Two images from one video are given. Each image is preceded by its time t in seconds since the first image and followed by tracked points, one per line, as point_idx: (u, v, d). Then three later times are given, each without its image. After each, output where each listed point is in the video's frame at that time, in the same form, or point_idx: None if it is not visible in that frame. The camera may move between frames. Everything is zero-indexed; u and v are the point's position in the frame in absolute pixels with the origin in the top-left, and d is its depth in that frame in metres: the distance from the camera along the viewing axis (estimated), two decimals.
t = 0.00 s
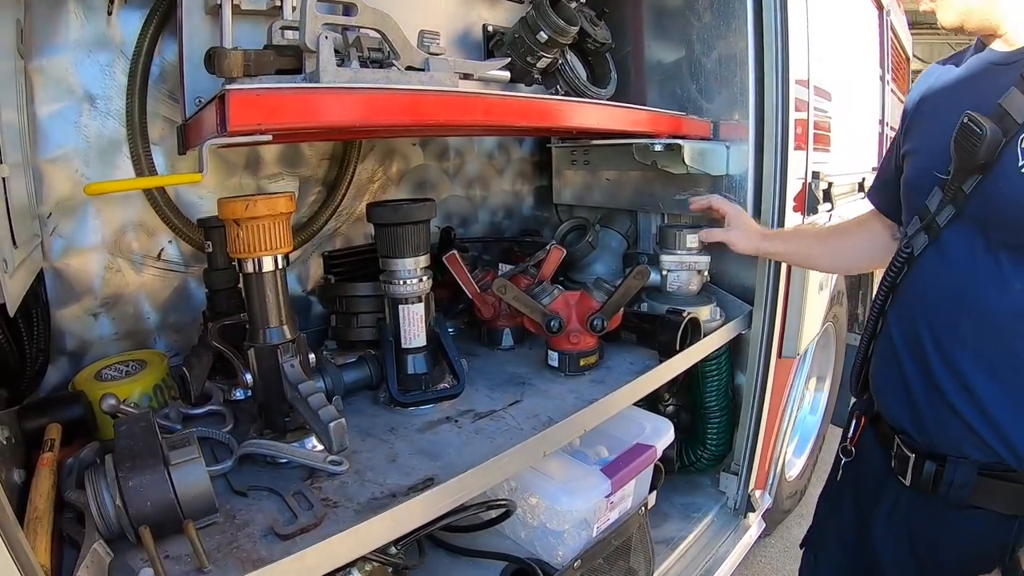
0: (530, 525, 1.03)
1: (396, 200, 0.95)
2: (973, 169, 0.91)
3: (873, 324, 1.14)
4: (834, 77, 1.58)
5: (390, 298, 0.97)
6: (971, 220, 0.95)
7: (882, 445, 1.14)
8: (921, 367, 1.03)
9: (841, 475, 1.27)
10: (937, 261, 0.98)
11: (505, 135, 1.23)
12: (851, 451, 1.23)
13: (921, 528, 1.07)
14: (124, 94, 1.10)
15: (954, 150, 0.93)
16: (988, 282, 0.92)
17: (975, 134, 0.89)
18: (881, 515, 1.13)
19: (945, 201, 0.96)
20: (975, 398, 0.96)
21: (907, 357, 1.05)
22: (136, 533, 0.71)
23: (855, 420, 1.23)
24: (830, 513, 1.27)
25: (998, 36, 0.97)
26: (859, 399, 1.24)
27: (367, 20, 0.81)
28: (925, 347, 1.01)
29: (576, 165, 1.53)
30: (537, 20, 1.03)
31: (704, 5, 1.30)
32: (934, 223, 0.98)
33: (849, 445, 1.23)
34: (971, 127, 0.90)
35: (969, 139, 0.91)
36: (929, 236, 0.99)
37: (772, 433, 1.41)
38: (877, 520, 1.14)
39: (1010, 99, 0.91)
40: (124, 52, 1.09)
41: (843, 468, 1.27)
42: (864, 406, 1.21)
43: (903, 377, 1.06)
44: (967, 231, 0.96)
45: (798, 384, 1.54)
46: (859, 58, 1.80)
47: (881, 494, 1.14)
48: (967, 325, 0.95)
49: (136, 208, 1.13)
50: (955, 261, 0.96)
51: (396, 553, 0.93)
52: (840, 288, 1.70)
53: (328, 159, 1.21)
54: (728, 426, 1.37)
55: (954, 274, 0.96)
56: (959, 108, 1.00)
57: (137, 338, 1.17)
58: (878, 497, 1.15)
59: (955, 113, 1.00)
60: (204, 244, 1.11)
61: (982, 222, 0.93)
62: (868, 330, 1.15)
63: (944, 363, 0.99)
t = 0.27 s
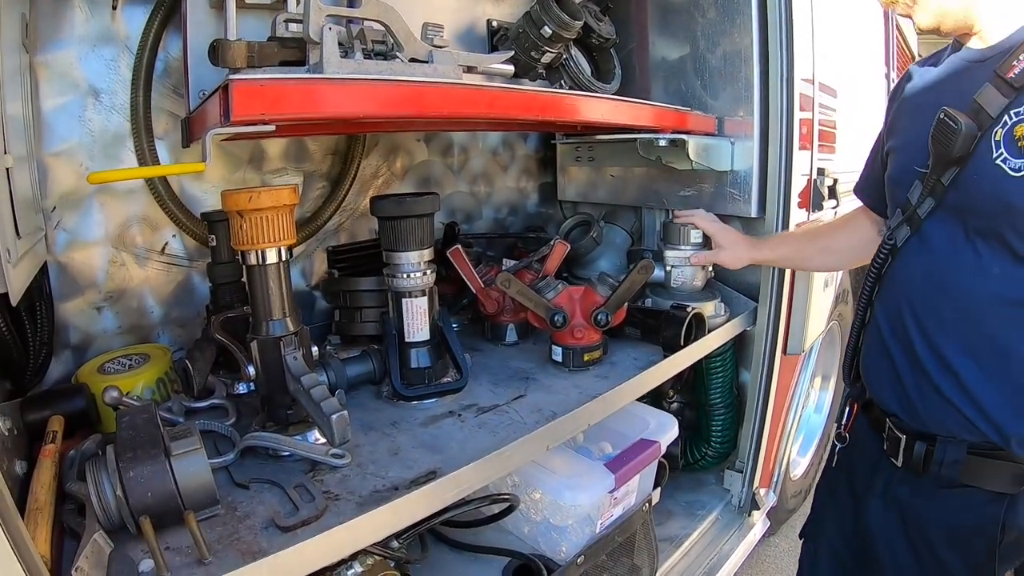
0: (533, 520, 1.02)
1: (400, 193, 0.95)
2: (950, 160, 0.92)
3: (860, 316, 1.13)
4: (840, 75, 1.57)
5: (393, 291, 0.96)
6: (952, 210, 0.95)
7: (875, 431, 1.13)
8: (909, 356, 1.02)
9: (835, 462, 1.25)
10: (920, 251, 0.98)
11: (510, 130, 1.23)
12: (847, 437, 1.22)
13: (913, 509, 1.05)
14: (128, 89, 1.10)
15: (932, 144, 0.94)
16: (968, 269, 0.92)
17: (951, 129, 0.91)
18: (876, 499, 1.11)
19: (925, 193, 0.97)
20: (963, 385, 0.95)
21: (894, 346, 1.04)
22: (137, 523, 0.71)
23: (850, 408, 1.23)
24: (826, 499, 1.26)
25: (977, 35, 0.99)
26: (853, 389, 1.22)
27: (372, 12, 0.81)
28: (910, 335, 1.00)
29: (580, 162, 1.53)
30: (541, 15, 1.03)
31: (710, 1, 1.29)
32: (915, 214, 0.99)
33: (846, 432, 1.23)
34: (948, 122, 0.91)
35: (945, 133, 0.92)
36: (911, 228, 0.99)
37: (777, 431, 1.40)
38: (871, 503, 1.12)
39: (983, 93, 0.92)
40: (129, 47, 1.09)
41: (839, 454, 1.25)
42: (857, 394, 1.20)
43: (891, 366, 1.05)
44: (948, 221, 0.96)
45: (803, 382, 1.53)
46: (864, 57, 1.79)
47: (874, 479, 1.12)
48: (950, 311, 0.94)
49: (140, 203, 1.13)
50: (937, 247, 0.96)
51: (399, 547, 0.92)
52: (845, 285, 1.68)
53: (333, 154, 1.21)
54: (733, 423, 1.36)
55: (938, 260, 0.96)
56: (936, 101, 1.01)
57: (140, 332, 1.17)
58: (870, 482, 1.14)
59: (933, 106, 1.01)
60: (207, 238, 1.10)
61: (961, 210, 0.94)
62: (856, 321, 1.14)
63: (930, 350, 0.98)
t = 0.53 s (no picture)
0: (536, 517, 1.02)
1: (406, 189, 0.95)
2: (954, 160, 0.92)
3: (868, 312, 1.13)
4: (845, 75, 1.57)
5: (398, 287, 0.96)
6: (955, 209, 0.95)
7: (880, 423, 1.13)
8: (914, 352, 1.01)
9: (842, 455, 1.25)
10: (924, 248, 0.98)
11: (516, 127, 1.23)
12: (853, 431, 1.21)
13: (917, 501, 1.05)
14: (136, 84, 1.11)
15: (937, 143, 0.94)
16: (972, 266, 0.92)
17: (956, 130, 0.91)
18: (879, 490, 1.11)
19: (930, 191, 0.97)
20: (967, 381, 0.94)
21: (900, 342, 1.03)
22: (140, 515, 0.72)
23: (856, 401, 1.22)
24: (833, 490, 1.25)
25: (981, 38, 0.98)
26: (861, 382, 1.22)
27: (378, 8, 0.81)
28: (915, 331, 1.00)
29: (586, 161, 1.53)
30: (548, 12, 1.03)
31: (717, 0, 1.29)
32: (920, 211, 0.99)
33: (853, 425, 1.22)
34: (953, 122, 0.91)
35: (949, 133, 0.92)
36: (916, 226, 0.99)
37: (780, 431, 1.40)
38: (874, 495, 1.12)
39: (987, 95, 0.92)
40: (136, 43, 1.09)
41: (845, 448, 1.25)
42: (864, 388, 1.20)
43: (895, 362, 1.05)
44: (952, 219, 0.96)
45: (807, 383, 1.52)
46: (869, 58, 1.79)
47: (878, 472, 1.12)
48: (954, 308, 0.94)
49: (146, 197, 1.14)
50: (941, 244, 0.96)
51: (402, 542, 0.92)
52: (850, 286, 1.68)
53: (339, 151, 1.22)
54: (736, 422, 1.36)
55: (942, 257, 0.96)
56: (943, 101, 1.00)
57: (145, 326, 1.18)
58: (875, 474, 1.13)
59: (940, 105, 1.00)
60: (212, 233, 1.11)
61: (965, 209, 0.93)
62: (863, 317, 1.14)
63: (934, 347, 0.98)
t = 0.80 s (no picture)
0: (525, 523, 1.02)
1: (397, 194, 0.95)
2: (966, 170, 0.89)
3: (880, 325, 1.10)
4: (845, 81, 1.55)
5: (388, 291, 0.96)
6: (968, 219, 0.92)
7: (900, 434, 1.09)
8: (936, 364, 0.97)
9: (857, 468, 1.21)
10: (938, 260, 0.95)
11: (511, 131, 1.23)
12: (870, 443, 1.17)
13: (946, 512, 1.00)
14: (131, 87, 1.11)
15: (946, 153, 0.91)
16: (989, 275, 0.89)
17: (967, 140, 0.87)
18: (903, 501, 1.06)
19: (942, 204, 0.94)
20: (994, 393, 0.90)
21: (921, 354, 1.00)
22: (126, 518, 0.72)
23: (872, 413, 1.17)
24: (848, 501, 1.21)
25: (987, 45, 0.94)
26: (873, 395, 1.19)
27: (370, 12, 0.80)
28: (935, 343, 0.96)
29: (582, 164, 1.52)
30: (542, 16, 1.02)
31: (715, 5, 1.28)
32: (933, 224, 0.95)
33: (870, 438, 1.18)
34: (963, 132, 0.88)
35: (960, 143, 0.88)
36: (929, 238, 0.96)
37: (775, 438, 1.39)
38: (898, 504, 1.07)
39: (996, 104, 0.88)
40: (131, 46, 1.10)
41: (861, 461, 1.20)
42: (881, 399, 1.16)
43: (917, 375, 1.01)
44: (966, 229, 0.93)
45: (803, 389, 1.51)
46: (869, 63, 1.78)
47: (900, 485, 1.08)
48: (974, 319, 0.91)
49: (141, 200, 1.14)
50: (956, 254, 0.93)
51: (389, 547, 0.92)
52: (847, 292, 1.67)
53: (334, 154, 1.22)
54: (730, 429, 1.35)
55: (960, 267, 0.92)
56: (950, 112, 0.96)
57: (139, 328, 1.18)
58: (898, 485, 1.09)
59: (947, 113, 0.97)
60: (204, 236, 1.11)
61: (978, 219, 0.90)
62: (875, 330, 1.11)
63: (957, 359, 0.94)
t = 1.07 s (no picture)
0: (508, 527, 1.01)
1: (378, 196, 0.95)
2: (1012, 176, 0.86)
3: (907, 336, 1.07)
4: (838, 83, 1.55)
5: (370, 293, 0.96)
6: (1010, 227, 0.89)
7: (926, 450, 1.06)
8: (972, 375, 0.95)
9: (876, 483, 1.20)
10: (978, 269, 0.93)
11: (498, 133, 1.22)
12: (891, 460, 1.15)
13: (973, 530, 0.99)
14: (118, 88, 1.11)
15: (991, 158, 0.88)
16: None
17: (1016, 143, 0.85)
18: (929, 517, 1.05)
19: (981, 209, 0.91)
20: None
21: (956, 365, 0.98)
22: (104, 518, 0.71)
23: (894, 428, 1.14)
24: (871, 512, 1.19)
25: None
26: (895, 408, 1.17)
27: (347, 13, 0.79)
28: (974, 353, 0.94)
29: (572, 166, 1.52)
30: (527, 17, 1.02)
31: (705, 6, 1.27)
32: (970, 231, 0.92)
33: (891, 455, 1.14)
34: (1012, 136, 0.85)
35: (1007, 147, 0.86)
36: (966, 245, 0.93)
37: (765, 442, 1.38)
38: (924, 521, 1.05)
39: None
40: (118, 46, 1.09)
41: (881, 477, 1.18)
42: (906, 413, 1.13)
43: (950, 386, 0.99)
44: (1007, 236, 0.90)
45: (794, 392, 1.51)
46: (863, 64, 1.77)
47: (926, 502, 1.06)
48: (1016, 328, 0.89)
49: (127, 200, 1.14)
50: (996, 263, 0.91)
51: (370, 550, 0.92)
52: (840, 294, 1.66)
53: (321, 155, 1.21)
54: (720, 433, 1.34)
55: (1000, 276, 0.90)
56: (988, 116, 0.94)
57: (125, 329, 1.18)
58: (924, 503, 1.07)
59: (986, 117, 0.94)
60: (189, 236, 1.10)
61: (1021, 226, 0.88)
62: (903, 341, 1.09)
63: (997, 370, 0.92)
